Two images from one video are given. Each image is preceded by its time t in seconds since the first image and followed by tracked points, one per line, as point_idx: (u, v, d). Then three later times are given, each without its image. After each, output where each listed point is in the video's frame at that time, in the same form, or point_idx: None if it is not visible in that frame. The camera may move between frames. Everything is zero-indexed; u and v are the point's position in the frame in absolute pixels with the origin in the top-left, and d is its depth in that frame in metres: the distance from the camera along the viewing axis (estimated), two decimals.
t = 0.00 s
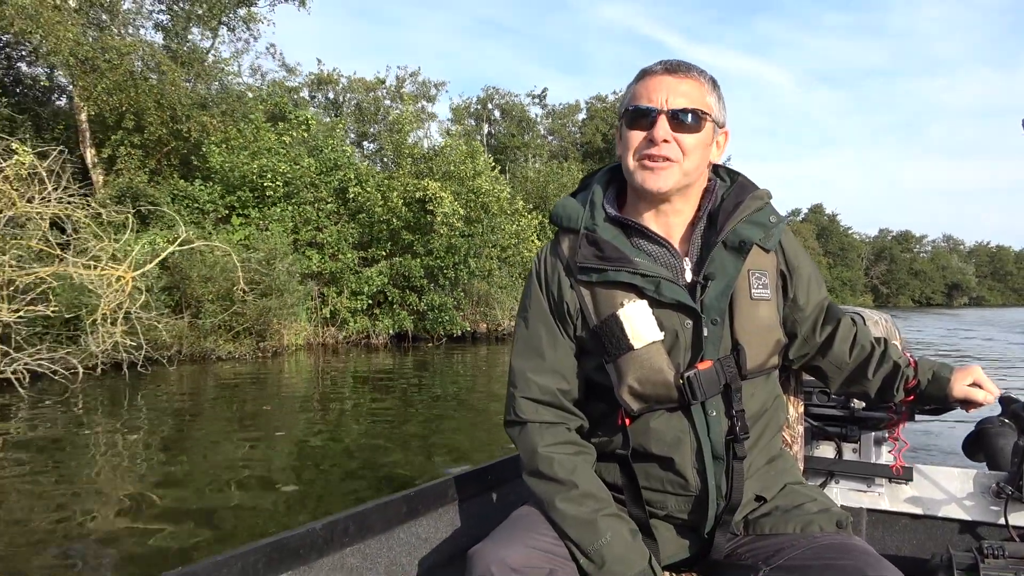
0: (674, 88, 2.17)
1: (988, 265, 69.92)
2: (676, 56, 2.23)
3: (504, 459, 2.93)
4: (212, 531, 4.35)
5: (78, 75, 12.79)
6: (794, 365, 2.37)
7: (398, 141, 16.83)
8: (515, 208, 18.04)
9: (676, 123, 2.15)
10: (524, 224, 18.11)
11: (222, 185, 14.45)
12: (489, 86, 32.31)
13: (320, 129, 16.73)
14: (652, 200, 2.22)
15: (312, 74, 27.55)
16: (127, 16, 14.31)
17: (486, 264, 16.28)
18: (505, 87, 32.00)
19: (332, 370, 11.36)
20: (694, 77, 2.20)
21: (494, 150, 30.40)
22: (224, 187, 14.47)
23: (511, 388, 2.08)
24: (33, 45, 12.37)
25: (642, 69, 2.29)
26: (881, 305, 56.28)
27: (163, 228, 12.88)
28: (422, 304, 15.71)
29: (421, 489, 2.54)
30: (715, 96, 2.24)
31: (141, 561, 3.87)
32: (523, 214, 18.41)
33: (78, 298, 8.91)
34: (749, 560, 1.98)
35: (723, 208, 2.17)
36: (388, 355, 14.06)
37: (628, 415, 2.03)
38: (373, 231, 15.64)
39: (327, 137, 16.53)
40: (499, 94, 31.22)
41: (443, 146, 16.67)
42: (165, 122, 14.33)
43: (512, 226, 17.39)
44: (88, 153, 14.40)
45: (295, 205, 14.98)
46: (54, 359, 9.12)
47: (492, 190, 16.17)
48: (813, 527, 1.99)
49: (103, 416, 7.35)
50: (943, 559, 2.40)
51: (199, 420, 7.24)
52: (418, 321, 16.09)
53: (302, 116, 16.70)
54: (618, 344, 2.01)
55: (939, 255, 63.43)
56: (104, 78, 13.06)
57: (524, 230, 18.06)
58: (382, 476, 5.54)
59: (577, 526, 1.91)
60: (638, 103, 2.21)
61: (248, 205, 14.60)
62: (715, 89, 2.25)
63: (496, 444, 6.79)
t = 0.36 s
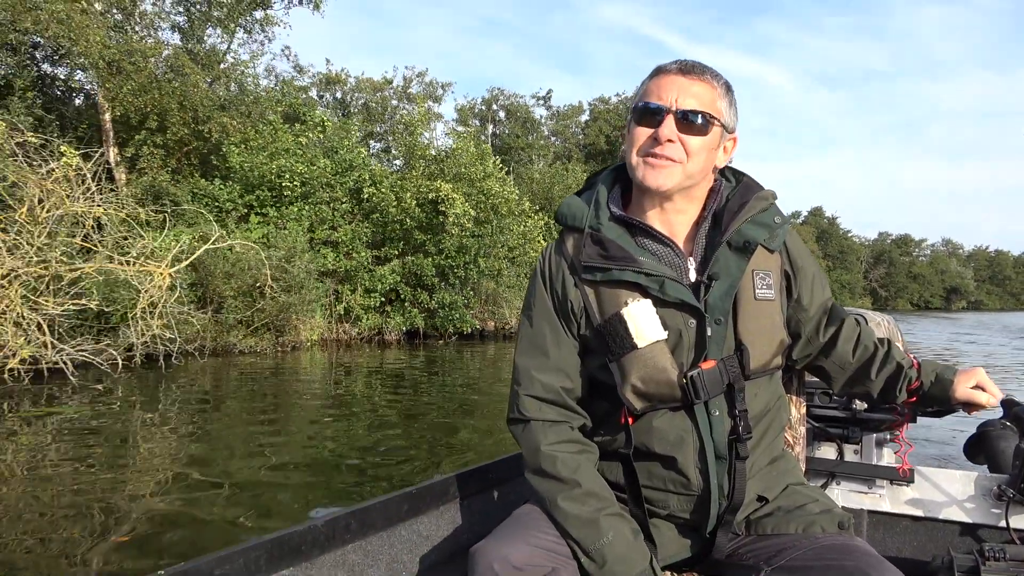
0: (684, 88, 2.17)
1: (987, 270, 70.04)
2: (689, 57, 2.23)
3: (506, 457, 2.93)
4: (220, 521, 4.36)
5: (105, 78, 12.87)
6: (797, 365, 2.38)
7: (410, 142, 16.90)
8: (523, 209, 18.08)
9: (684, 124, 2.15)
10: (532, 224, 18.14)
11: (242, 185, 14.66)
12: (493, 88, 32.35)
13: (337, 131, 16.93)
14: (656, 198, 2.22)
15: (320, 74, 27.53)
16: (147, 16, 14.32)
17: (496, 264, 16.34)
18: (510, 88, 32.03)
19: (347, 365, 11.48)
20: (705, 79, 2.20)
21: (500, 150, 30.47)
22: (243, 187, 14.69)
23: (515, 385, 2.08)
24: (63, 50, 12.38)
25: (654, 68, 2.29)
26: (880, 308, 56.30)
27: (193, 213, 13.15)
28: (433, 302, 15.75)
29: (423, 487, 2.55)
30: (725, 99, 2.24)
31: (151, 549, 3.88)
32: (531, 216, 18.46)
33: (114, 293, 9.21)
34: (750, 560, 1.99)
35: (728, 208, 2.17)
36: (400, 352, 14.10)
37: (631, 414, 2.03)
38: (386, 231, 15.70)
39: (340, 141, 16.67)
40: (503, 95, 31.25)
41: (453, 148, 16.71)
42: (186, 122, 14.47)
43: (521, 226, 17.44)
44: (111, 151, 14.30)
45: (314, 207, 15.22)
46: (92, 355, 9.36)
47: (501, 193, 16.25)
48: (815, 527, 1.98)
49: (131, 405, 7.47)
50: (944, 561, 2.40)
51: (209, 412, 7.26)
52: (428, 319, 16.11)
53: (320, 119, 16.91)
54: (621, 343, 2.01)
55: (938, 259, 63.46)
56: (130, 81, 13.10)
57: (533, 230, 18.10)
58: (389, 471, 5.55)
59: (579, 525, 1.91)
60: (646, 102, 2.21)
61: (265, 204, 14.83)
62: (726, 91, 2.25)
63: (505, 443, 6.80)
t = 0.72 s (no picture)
0: (684, 91, 2.18)
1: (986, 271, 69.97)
2: (688, 58, 2.23)
3: (507, 457, 2.94)
4: (231, 519, 4.39)
5: (127, 85, 13.37)
6: (799, 366, 2.38)
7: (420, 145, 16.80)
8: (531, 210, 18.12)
9: (683, 126, 2.16)
10: (538, 225, 18.17)
11: (258, 187, 14.81)
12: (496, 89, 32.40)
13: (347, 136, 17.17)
14: (656, 201, 2.23)
15: (326, 76, 27.50)
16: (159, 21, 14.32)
17: (504, 265, 16.34)
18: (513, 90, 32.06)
19: (360, 363, 11.52)
20: (704, 81, 2.20)
21: (504, 151, 30.50)
22: (259, 190, 14.84)
23: (515, 386, 2.08)
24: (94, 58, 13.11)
25: (653, 69, 2.29)
26: (880, 309, 56.22)
27: (218, 213, 13.36)
28: (443, 301, 15.81)
29: (425, 487, 2.56)
30: (724, 99, 2.24)
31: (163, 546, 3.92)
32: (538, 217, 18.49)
33: (149, 293, 9.61)
34: (752, 561, 1.99)
35: (729, 209, 2.18)
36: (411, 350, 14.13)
37: (631, 415, 2.04)
38: (399, 233, 15.72)
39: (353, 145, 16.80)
40: (506, 97, 31.29)
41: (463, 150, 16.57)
42: (207, 128, 14.69)
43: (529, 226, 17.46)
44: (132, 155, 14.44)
45: (330, 210, 15.30)
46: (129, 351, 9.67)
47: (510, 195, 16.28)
48: (816, 528, 1.99)
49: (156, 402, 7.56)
50: (945, 562, 2.40)
51: (222, 410, 7.30)
52: (438, 317, 16.12)
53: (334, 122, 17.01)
54: (621, 344, 2.02)
55: (938, 259, 63.35)
56: (152, 88, 13.63)
57: (540, 231, 18.13)
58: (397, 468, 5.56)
59: (579, 526, 1.92)
60: (646, 104, 2.21)
61: (282, 207, 14.98)
62: (725, 92, 2.25)
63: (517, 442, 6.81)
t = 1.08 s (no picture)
0: (675, 95, 2.17)
1: (985, 269, 69.89)
2: (677, 61, 2.23)
3: (508, 460, 2.94)
4: (245, 515, 4.44)
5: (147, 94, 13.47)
6: (800, 365, 2.38)
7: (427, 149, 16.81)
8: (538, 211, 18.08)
9: (677, 131, 2.16)
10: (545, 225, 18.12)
11: (275, 191, 15.13)
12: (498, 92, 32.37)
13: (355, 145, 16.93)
14: (652, 205, 2.23)
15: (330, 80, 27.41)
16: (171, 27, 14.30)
17: (513, 266, 16.29)
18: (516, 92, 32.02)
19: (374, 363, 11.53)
20: (695, 83, 2.20)
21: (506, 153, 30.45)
22: (276, 194, 15.15)
23: (513, 389, 2.09)
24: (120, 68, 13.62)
25: (643, 73, 2.29)
26: (880, 307, 56.06)
27: (236, 219, 13.59)
28: (452, 301, 15.81)
29: (426, 489, 2.56)
30: (716, 100, 2.24)
31: (177, 541, 3.97)
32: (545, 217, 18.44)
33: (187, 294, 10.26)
34: (751, 561, 1.99)
35: (725, 210, 2.18)
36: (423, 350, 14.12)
37: (630, 417, 2.04)
38: (411, 235, 15.72)
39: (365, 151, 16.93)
40: (507, 99, 31.25)
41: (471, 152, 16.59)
42: (224, 133, 14.84)
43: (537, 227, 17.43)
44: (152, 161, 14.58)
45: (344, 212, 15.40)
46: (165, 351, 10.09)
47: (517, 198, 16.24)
48: (816, 529, 1.98)
49: (166, 403, 7.59)
50: (946, 561, 2.40)
51: (236, 410, 7.34)
52: (449, 318, 16.09)
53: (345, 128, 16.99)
54: (619, 346, 2.02)
55: (938, 257, 63.21)
56: (172, 96, 13.77)
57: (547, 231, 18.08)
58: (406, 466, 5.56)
59: (579, 528, 1.92)
60: (638, 110, 2.21)
61: (298, 211, 15.22)
62: (717, 92, 2.25)
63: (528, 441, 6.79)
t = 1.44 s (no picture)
0: (672, 92, 2.17)
1: (984, 272, 69.80)
2: (674, 58, 2.22)
3: (509, 458, 2.94)
4: (257, 504, 4.42)
5: (168, 95, 13.98)
6: (802, 365, 2.38)
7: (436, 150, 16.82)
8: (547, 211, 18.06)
9: (675, 128, 2.16)
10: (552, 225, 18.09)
11: (292, 192, 15.24)
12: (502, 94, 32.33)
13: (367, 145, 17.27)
14: (652, 202, 2.23)
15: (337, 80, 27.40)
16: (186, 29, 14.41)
17: (522, 267, 16.26)
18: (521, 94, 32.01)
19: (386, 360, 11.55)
20: (693, 80, 2.20)
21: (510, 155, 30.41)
22: (293, 195, 15.27)
23: (514, 386, 2.09)
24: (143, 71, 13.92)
25: (641, 71, 2.29)
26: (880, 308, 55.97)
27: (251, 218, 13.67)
28: (462, 301, 15.82)
29: (426, 487, 2.56)
30: (714, 96, 2.23)
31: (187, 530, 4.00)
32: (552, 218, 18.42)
33: (220, 294, 10.49)
34: (752, 560, 1.99)
35: (726, 209, 2.18)
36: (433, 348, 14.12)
37: (630, 415, 2.04)
38: (422, 235, 15.71)
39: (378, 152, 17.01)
40: (511, 100, 31.22)
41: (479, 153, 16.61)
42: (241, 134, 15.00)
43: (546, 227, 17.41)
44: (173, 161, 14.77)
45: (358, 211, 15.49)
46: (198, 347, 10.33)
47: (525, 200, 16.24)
48: (816, 528, 1.98)
49: (178, 395, 7.62)
50: (947, 561, 2.40)
51: (252, 403, 7.38)
52: (458, 317, 16.08)
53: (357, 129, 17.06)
54: (620, 344, 2.02)
55: (937, 259, 63.14)
56: (192, 99, 14.27)
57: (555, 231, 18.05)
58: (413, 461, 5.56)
59: (580, 525, 1.92)
60: (636, 108, 2.21)
61: (313, 212, 15.33)
62: (715, 88, 2.24)
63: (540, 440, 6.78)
